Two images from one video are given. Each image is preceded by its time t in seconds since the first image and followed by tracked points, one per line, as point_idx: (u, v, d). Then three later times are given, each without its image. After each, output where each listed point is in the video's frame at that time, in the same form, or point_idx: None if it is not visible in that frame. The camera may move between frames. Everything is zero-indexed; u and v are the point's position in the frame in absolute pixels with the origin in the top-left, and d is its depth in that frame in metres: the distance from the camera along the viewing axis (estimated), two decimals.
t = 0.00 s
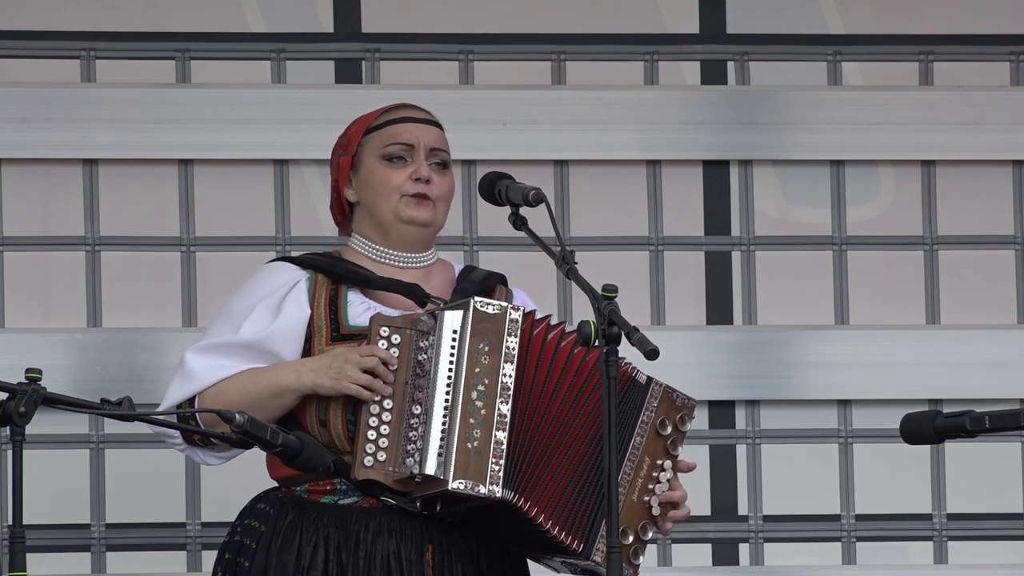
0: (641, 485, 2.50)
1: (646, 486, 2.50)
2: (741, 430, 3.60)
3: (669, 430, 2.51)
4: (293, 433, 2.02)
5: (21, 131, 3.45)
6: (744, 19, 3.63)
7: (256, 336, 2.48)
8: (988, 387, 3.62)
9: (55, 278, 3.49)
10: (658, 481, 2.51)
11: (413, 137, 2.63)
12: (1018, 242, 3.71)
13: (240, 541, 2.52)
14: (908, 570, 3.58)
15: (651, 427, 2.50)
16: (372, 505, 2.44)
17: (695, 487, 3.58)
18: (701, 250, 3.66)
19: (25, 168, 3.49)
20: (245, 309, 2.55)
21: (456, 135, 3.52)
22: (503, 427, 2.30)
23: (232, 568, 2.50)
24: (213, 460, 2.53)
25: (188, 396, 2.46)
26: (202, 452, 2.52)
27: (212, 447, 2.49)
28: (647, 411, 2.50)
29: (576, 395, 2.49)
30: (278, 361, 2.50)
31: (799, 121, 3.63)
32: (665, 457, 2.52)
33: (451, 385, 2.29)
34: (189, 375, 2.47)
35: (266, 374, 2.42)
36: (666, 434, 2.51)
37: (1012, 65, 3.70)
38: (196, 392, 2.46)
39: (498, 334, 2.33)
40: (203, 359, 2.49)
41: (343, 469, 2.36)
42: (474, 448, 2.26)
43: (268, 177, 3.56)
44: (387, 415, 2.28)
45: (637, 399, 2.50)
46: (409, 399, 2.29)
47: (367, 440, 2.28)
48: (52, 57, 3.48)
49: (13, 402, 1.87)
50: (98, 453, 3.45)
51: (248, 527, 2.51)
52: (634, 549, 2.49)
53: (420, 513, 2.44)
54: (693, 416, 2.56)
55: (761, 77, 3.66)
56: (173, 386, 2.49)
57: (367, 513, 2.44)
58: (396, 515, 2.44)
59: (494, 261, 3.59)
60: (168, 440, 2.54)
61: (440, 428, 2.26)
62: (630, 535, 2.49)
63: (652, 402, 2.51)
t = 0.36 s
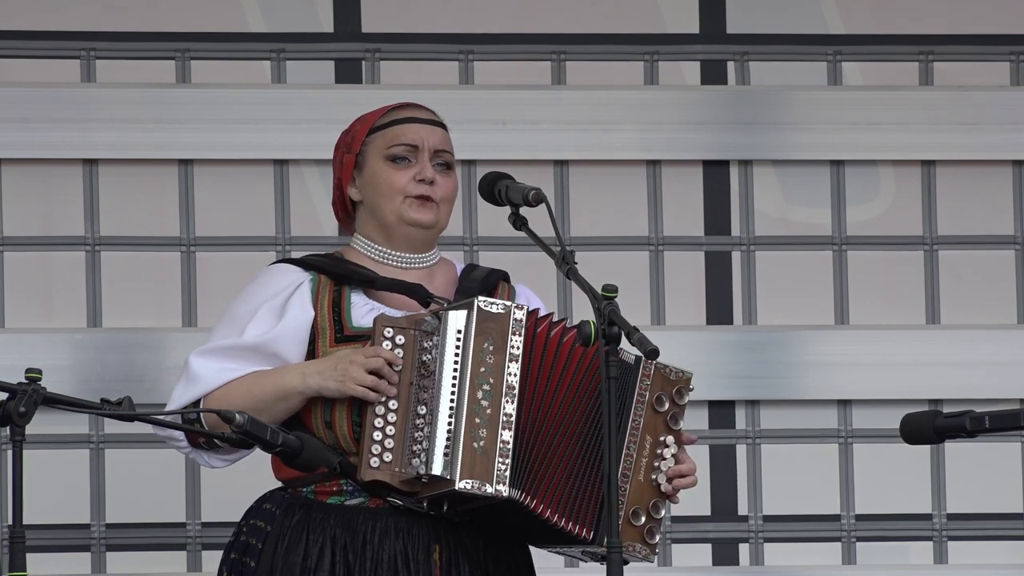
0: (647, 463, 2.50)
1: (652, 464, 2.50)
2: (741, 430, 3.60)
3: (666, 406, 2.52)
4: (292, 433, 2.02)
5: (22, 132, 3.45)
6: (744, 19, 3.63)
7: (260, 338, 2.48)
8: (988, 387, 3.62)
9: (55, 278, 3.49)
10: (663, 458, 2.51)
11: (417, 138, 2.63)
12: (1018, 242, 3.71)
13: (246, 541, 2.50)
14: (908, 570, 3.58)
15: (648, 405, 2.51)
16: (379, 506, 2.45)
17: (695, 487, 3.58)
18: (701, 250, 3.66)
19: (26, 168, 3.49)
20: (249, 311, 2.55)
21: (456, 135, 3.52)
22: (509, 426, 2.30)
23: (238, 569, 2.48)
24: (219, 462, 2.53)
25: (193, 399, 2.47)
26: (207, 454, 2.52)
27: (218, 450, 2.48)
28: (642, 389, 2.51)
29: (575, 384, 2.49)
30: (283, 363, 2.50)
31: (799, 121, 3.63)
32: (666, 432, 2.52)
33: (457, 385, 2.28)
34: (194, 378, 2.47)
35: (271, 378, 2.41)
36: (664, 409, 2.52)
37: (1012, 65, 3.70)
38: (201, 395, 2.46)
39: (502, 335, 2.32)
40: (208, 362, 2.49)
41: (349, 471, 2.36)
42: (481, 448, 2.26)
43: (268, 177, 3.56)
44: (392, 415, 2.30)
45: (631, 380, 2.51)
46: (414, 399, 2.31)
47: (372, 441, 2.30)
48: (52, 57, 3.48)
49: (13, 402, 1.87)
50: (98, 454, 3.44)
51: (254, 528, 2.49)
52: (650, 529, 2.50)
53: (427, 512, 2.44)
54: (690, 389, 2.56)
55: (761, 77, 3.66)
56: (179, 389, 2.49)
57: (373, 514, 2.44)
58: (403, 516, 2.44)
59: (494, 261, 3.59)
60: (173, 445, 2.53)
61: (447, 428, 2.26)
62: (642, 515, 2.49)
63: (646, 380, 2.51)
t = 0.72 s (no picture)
0: (637, 451, 2.51)
1: (642, 453, 2.51)
2: (741, 430, 3.60)
3: (654, 393, 2.52)
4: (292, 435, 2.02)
5: (22, 132, 3.45)
6: (744, 19, 3.63)
7: (267, 341, 2.48)
8: (988, 387, 3.62)
9: (55, 278, 3.49)
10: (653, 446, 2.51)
11: (420, 140, 2.62)
12: (1018, 242, 3.70)
13: (251, 542, 2.51)
14: (908, 570, 3.58)
15: (636, 392, 2.51)
16: (383, 509, 2.45)
17: (695, 487, 3.59)
18: (701, 250, 3.66)
19: (25, 168, 3.49)
20: (255, 313, 2.55)
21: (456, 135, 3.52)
22: (512, 431, 2.31)
23: (243, 569, 2.49)
24: (224, 464, 2.53)
25: (198, 400, 2.46)
26: (212, 455, 2.52)
27: (221, 450, 2.49)
28: (630, 377, 2.51)
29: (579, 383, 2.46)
30: (289, 366, 2.51)
31: (799, 121, 3.63)
32: (655, 420, 2.52)
33: (459, 390, 2.30)
34: (199, 380, 2.47)
35: (278, 379, 2.41)
36: (653, 397, 2.52)
37: (1012, 65, 3.70)
38: (206, 396, 2.46)
39: (506, 338, 2.34)
40: (214, 364, 2.49)
41: (354, 472, 2.37)
42: (482, 453, 2.28)
43: (268, 177, 3.56)
44: (395, 419, 2.30)
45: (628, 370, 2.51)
46: (418, 403, 2.30)
47: (376, 444, 2.28)
48: (52, 57, 3.48)
49: (13, 402, 1.87)
50: (98, 454, 3.45)
51: (257, 528, 2.51)
52: (644, 517, 2.49)
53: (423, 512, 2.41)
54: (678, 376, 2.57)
55: (761, 77, 3.65)
56: (185, 390, 2.49)
57: (377, 517, 2.44)
58: (407, 519, 2.44)
59: (494, 261, 3.59)
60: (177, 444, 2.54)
61: (449, 435, 2.28)
62: (634, 504, 2.49)
63: (633, 368, 2.51)
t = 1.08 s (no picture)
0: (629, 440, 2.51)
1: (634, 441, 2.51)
2: (742, 431, 3.60)
3: (650, 381, 2.52)
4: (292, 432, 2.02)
5: (21, 131, 3.45)
6: (744, 19, 3.63)
7: (271, 333, 2.48)
8: (988, 387, 3.62)
9: (54, 278, 3.48)
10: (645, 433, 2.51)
11: (421, 139, 2.62)
12: (1018, 242, 3.71)
13: (257, 539, 2.50)
14: (908, 570, 3.58)
15: (631, 380, 2.51)
16: (388, 500, 2.45)
17: (695, 487, 3.59)
18: (701, 250, 3.66)
19: (25, 168, 3.49)
20: (261, 305, 2.55)
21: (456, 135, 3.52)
22: (514, 421, 2.32)
23: (249, 567, 2.48)
24: (221, 456, 2.54)
25: (201, 392, 2.47)
26: (210, 447, 2.52)
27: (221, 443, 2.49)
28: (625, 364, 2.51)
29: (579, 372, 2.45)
30: (293, 359, 2.50)
31: (799, 121, 3.63)
32: (649, 408, 2.52)
33: (461, 380, 2.29)
34: (203, 372, 2.47)
35: (283, 373, 2.43)
36: (648, 385, 2.52)
37: (1012, 65, 3.70)
38: (210, 389, 2.46)
39: (506, 329, 2.33)
40: (218, 356, 2.49)
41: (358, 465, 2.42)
42: (485, 443, 2.28)
43: (268, 177, 3.56)
44: (399, 411, 2.30)
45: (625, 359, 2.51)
46: (421, 395, 2.30)
47: (380, 436, 2.29)
48: (52, 57, 3.48)
49: (13, 402, 1.87)
50: (98, 454, 3.44)
51: (265, 525, 2.50)
52: (631, 504, 2.49)
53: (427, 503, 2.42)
54: (676, 364, 2.56)
55: (761, 77, 3.66)
56: (187, 381, 2.49)
57: (382, 509, 2.44)
58: (411, 511, 2.44)
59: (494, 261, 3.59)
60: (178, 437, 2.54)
61: (452, 425, 2.27)
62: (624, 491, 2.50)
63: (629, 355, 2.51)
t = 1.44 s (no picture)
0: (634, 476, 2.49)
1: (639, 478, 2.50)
2: (741, 431, 3.60)
3: (672, 428, 2.51)
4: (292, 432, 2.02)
5: (21, 132, 3.45)
6: (744, 19, 3.63)
7: (273, 331, 2.48)
8: (988, 387, 3.62)
9: (55, 278, 3.49)
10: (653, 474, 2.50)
11: (429, 135, 2.63)
12: (1018, 242, 3.70)
13: (257, 540, 2.51)
14: (908, 570, 3.58)
15: (653, 421, 2.50)
16: (387, 502, 2.45)
17: (694, 487, 3.59)
18: (701, 250, 3.66)
19: (25, 168, 3.49)
20: (262, 303, 2.55)
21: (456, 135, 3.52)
22: (516, 426, 2.31)
23: (248, 567, 2.49)
24: (227, 456, 2.54)
25: (203, 392, 2.47)
26: (214, 446, 2.53)
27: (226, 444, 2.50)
28: (651, 403, 2.51)
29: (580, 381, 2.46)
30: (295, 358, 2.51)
31: (799, 121, 3.63)
32: (663, 453, 2.52)
33: (464, 382, 2.30)
34: (205, 371, 2.48)
35: (285, 369, 2.43)
36: (668, 430, 2.51)
37: (1012, 65, 3.70)
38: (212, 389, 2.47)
39: (511, 333, 2.34)
40: (220, 356, 2.49)
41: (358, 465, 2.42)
42: (487, 448, 2.27)
43: (268, 177, 3.56)
44: (400, 412, 2.29)
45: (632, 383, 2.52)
46: (423, 398, 2.30)
47: (381, 437, 2.28)
48: (52, 57, 3.48)
49: (13, 402, 1.86)
50: (98, 454, 3.45)
51: (264, 526, 2.51)
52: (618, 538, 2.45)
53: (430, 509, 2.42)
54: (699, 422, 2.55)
55: (761, 77, 3.65)
56: (191, 381, 2.50)
57: (381, 511, 2.43)
58: (410, 513, 2.43)
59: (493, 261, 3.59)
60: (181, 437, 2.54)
61: (454, 428, 2.27)
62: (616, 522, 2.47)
63: (658, 397, 2.51)
